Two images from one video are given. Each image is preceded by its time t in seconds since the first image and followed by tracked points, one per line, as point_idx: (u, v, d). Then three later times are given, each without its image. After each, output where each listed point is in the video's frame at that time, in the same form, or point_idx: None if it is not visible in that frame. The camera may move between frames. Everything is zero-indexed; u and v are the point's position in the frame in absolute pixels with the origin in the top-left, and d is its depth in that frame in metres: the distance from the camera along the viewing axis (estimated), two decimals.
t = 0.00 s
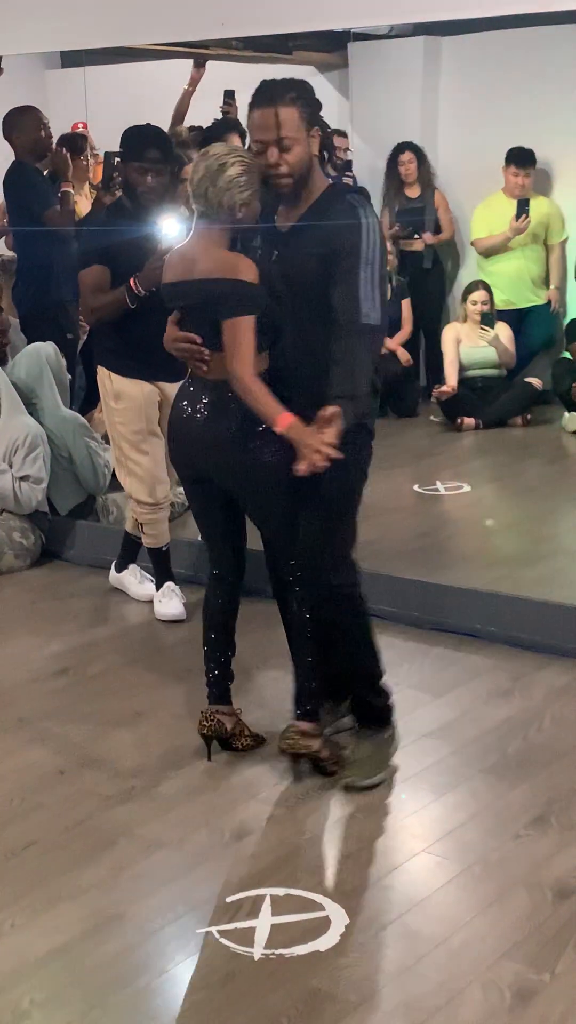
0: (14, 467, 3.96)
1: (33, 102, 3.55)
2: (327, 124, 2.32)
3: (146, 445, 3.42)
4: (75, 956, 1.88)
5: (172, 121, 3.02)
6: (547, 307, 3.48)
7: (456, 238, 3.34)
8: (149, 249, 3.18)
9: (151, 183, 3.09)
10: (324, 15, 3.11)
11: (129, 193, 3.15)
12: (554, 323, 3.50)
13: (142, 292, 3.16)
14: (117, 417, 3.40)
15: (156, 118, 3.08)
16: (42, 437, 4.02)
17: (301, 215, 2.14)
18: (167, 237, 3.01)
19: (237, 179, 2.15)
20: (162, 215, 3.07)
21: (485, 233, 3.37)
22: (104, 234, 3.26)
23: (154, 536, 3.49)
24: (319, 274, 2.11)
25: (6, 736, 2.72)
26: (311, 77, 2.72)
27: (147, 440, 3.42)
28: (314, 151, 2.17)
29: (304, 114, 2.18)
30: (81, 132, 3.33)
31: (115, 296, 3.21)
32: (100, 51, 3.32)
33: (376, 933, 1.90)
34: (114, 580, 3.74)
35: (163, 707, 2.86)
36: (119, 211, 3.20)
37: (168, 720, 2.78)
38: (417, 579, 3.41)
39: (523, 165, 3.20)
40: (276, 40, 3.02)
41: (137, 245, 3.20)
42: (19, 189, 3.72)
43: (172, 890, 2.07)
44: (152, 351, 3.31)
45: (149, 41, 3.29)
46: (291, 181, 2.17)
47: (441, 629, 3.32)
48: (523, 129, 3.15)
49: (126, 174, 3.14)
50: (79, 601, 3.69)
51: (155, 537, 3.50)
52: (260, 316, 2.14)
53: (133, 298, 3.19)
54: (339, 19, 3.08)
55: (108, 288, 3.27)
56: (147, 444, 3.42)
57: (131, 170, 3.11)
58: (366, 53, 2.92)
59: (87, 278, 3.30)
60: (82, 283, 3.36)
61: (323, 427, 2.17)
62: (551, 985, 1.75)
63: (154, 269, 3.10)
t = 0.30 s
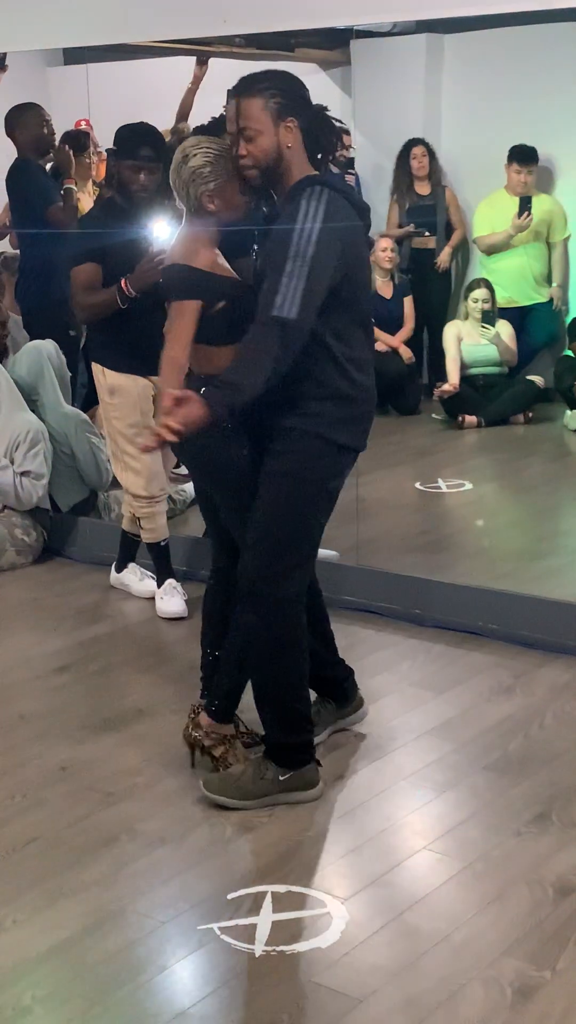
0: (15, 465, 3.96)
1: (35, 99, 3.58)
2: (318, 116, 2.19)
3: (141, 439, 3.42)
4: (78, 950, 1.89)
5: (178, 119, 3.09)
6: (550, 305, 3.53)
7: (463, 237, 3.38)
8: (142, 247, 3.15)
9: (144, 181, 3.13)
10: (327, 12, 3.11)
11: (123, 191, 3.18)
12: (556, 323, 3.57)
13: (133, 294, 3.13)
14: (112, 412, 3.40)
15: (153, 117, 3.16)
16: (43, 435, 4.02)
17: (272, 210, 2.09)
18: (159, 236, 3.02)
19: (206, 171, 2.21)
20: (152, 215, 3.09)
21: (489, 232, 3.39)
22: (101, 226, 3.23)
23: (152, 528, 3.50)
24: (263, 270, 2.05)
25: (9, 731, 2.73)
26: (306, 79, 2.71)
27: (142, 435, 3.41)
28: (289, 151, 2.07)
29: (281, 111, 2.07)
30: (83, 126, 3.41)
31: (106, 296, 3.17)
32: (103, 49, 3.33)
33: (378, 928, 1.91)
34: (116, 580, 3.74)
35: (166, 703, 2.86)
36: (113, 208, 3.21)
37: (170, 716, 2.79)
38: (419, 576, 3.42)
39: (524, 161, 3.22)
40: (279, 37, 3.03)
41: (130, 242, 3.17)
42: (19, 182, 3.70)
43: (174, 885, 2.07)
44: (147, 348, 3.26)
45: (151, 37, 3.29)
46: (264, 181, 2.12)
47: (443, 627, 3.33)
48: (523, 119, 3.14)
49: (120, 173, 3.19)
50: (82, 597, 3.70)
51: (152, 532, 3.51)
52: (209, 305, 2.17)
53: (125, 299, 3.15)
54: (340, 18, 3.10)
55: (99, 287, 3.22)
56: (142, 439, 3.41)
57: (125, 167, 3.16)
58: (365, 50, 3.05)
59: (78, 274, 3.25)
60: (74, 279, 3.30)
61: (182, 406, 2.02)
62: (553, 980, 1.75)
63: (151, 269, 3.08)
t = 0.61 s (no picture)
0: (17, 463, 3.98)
1: (39, 99, 3.59)
2: (304, 99, 2.12)
3: (135, 437, 3.44)
4: (80, 950, 1.89)
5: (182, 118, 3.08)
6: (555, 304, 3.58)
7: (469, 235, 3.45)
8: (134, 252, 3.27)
9: (138, 184, 3.21)
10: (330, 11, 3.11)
11: (116, 192, 3.27)
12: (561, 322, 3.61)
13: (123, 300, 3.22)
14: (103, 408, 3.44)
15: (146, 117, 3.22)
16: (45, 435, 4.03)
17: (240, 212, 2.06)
18: (149, 243, 3.17)
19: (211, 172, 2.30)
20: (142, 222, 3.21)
21: (493, 233, 3.47)
22: (91, 230, 3.33)
23: (149, 521, 3.54)
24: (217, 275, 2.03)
25: (11, 730, 2.73)
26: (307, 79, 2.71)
27: (137, 432, 3.44)
28: (262, 147, 2.06)
29: (251, 109, 2.04)
30: (90, 126, 3.42)
31: (101, 299, 3.28)
32: (106, 48, 3.33)
33: (380, 928, 1.91)
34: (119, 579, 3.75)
35: (168, 702, 2.86)
36: (103, 209, 3.31)
37: (172, 715, 2.79)
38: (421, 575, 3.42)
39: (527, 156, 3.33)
40: (282, 36, 3.03)
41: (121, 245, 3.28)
42: (22, 182, 3.71)
43: (176, 885, 2.07)
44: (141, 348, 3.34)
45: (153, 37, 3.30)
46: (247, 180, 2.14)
47: (445, 626, 3.33)
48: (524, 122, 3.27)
49: (113, 175, 3.26)
50: (85, 596, 3.70)
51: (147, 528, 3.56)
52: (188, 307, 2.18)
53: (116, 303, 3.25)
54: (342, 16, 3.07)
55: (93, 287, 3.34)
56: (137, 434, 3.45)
57: (118, 170, 3.23)
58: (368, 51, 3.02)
59: (71, 273, 3.36)
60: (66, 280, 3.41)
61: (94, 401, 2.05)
62: (555, 980, 1.76)
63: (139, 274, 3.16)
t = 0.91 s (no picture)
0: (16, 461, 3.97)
1: (42, 98, 3.55)
2: (296, 104, 2.08)
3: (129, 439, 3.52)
4: (81, 950, 1.89)
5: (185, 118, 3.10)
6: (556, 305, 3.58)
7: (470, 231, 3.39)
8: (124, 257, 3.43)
9: (130, 184, 3.32)
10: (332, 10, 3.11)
11: (108, 192, 3.37)
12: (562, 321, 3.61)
13: (115, 304, 3.43)
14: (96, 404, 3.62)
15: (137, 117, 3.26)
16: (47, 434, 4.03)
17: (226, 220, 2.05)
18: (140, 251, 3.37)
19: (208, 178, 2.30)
20: (131, 227, 3.36)
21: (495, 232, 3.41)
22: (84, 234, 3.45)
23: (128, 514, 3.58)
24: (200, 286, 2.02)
25: (13, 730, 2.73)
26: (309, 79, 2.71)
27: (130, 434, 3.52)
28: (252, 156, 2.05)
29: (234, 124, 2.04)
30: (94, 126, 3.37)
31: (92, 299, 3.48)
32: (108, 48, 3.33)
33: (383, 928, 1.91)
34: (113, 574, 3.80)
35: (170, 702, 2.86)
36: (90, 214, 3.43)
37: (174, 715, 2.79)
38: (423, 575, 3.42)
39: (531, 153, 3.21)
40: (284, 35, 3.04)
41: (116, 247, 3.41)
42: (23, 179, 3.64)
43: (177, 884, 2.07)
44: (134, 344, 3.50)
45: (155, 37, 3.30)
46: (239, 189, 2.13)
47: (447, 626, 3.33)
48: (527, 117, 3.15)
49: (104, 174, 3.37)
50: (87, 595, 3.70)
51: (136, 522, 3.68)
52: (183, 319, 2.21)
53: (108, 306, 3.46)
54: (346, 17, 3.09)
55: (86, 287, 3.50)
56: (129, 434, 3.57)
57: (110, 169, 3.33)
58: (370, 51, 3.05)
59: (67, 275, 3.51)
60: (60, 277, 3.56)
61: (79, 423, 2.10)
62: (558, 980, 1.75)
63: (135, 280, 3.38)
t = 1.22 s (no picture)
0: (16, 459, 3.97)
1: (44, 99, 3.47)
2: (317, 93, 2.02)
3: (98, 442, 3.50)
4: (83, 950, 1.89)
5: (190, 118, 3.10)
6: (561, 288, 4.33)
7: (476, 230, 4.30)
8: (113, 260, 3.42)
9: (120, 183, 3.33)
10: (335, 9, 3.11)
11: (97, 191, 3.37)
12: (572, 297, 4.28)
13: (104, 306, 3.37)
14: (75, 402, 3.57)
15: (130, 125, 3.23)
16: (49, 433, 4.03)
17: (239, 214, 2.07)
18: (129, 252, 3.36)
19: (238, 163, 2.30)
20: (119, 228, 3.37)
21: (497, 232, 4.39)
22: (75, 232, 3.40)
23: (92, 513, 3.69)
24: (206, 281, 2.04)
25: (15, 730, 2.73)
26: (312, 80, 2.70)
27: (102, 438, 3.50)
28: (268, 149, 2.05)
29: (254, 117, 2.03)
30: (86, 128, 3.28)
31: (80, 300, 3.40)
32: (110, 48, 3.34)
33: (384, 928, 1.91)
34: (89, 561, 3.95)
35: (173, 702, 2.86)
36: (80, 214, 3.39)
37: (177, 715, 2.78)
38: (425, 574, 3.42)
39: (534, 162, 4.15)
40: (287, 34, 3.03)
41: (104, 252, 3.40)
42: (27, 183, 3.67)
43: (179, 884, 2.07)
44: (126, 345, 3.52)
45: (159, 36, 3.30)
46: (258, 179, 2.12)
47: (449, 625, 3.32)
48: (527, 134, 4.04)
49: (93, 173, 3.33)
50: (89, 595, 3.69)
51: (134, 522, 3.71)
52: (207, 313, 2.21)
53: (97, 307, 3.39)
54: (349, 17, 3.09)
55: (77, 289, 3.43)
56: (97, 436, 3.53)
57: (99, 168, 3.31)
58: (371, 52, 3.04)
59: (56, 274, 3.41)
60: (49, 276, 3.45)
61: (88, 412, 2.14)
62: (560, 979, 1.75)
63: (125, 283, 3.34)
